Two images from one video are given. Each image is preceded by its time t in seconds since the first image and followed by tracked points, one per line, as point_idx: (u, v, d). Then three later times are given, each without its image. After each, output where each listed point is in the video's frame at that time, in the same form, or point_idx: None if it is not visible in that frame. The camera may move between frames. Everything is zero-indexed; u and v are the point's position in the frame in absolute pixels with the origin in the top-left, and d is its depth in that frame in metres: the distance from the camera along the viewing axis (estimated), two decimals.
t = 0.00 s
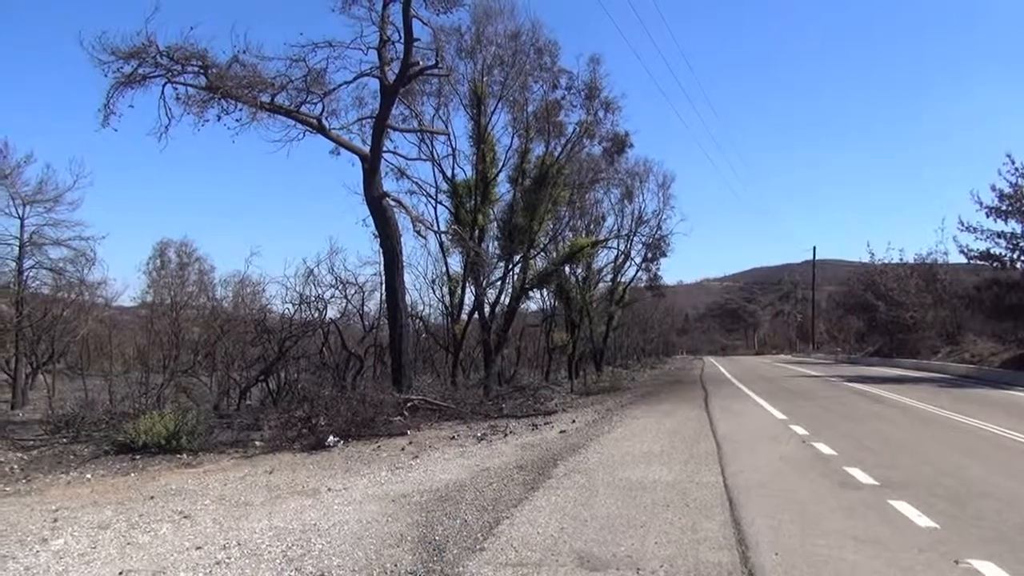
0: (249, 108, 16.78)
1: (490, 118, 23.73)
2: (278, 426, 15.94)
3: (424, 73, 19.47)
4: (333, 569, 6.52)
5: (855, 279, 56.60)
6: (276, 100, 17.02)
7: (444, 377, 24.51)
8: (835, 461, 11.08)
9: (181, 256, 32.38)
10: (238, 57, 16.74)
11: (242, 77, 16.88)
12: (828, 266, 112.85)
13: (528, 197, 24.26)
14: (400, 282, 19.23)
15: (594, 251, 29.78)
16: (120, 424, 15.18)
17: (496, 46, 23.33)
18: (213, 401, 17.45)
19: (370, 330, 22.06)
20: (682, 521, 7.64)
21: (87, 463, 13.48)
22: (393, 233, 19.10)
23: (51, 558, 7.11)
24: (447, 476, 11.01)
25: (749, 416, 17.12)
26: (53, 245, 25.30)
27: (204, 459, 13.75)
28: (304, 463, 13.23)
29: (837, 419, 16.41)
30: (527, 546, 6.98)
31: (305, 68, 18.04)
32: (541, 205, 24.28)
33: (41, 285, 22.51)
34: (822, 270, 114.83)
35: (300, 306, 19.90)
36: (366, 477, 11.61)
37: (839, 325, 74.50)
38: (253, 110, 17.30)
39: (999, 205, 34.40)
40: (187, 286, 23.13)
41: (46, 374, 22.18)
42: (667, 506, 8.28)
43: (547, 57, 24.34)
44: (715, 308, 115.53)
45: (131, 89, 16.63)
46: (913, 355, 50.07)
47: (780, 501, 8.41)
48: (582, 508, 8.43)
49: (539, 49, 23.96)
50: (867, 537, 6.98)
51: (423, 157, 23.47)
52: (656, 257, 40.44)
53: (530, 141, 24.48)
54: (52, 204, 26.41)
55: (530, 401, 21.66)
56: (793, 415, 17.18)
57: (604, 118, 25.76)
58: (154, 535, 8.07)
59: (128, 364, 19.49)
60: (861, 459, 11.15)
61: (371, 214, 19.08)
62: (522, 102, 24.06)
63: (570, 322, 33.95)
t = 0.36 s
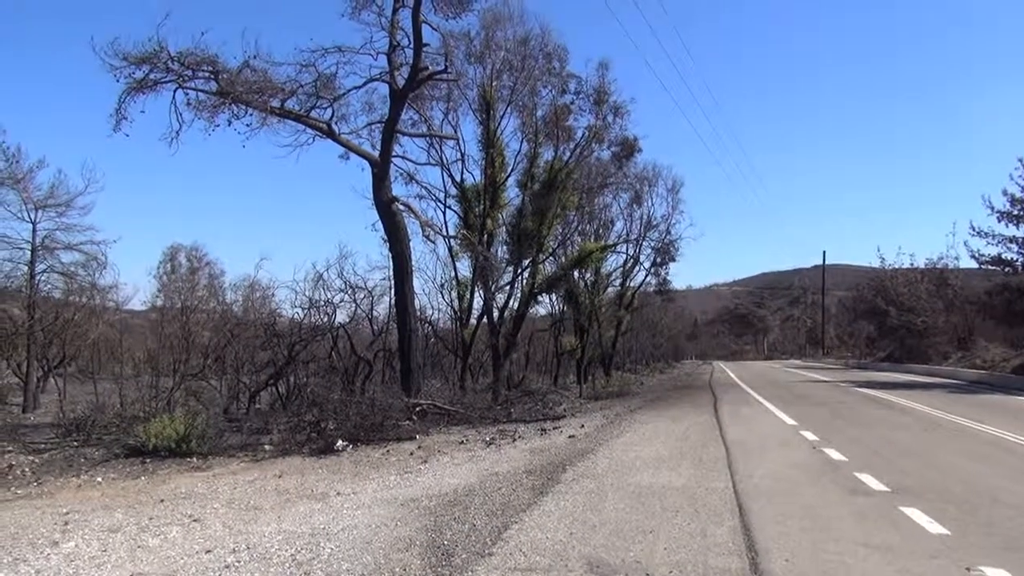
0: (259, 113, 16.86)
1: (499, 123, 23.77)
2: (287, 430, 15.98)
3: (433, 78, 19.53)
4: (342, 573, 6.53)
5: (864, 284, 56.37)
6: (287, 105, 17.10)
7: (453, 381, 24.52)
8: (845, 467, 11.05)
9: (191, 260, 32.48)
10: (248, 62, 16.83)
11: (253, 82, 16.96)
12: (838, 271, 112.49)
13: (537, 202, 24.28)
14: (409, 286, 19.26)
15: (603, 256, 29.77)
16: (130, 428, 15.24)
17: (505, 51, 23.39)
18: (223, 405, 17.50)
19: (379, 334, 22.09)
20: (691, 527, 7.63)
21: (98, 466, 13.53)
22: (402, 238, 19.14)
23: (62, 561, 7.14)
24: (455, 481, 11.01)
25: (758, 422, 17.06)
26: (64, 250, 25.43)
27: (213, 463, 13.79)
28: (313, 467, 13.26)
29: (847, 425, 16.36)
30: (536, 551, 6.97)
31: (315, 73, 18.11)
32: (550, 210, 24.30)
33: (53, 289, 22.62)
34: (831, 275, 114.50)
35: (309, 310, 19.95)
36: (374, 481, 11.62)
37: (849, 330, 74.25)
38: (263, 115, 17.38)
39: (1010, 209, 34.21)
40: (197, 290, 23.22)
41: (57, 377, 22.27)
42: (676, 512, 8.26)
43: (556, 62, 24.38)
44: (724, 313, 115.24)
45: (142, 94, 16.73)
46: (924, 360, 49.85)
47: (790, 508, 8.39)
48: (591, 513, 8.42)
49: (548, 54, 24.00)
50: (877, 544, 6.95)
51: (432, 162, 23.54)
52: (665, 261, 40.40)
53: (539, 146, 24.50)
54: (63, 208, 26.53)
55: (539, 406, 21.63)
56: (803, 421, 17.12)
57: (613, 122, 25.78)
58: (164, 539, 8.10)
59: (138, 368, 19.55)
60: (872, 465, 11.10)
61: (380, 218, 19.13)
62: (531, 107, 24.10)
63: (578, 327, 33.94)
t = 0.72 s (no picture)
0: (269, 117, 16.92)
1: (508, 127, 23.79)
2: (296, 433, 16.02)
3: (442, 83, 19.56)
4: None
5: (875, 290, 56.10)
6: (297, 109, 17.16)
7: (461, 385, 24.52)
8: (855, 473, 11.00)
9: (201, 263, 32.60)
10: (259, 66, 16.89)
11: (263, 86, 17.02)
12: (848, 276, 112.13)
13: (545, 206, 24.28)
14: (417, 289, 19.29)
15: (612, 260, 29.74)
16: (140, 430, 15.30)
17: (514, 55, 23.41)
18: (232, 408, 17.55)
19: (388, 338, 22.12)
20: (699, 531, 7.62)
21: (108, 468, 13.58)
22: (411, 241, 19.17)
23: (72, 562, 7.17)
24: (463, 485, 11.00)
25: (767, 427, 17.01)
26: (75, 253, 25.57)
27: (222, 465, 13.84)
28: (321, 470, 13.29)
29: (857, 430, 16.30)
30: (544, 555, 6.97)
31: (324, 77, 18.16)
32: (559, 213, 24.29)
33: (64, 292, 22.75)
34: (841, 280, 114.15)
35: (318, 313, 19.99)
36: (383, 484, 11.63)
37: (859, 335, 73.92)
38: (273, 119, 17.45)
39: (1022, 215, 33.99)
40: (207, 293, 23.30)
41: (68, 380, 22.37)
42: (685, 516, 8.25)
43: (565, 66, 24.39)
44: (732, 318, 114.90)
45: (153, 98, 16.82)
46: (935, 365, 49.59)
47: (799, 513, 8.36)
48: (599, 517, 8.41)
49: (557, 59, 24.01)
50: (887, 550, 6.92)
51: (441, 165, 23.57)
52: (674, 266, 40.34)
53: (548, 150, 24.50)
54: (74, 211, 26.66)
55: (547, 410, 21.63)
56: (813, 426, 17.05)
57: (622, 127, 25.76)
58: (173, 541, 8.12)
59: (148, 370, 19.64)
60: (882, 471, 11.05)
61: (389, 222, 19.16)
62: (540, 111, 24.11)
63: (587, 331, 33.91)
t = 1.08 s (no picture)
0: (278, 120, 16.97)
1: (517, 131, 23.80)
2: (304, 436, 16.06)
3: (452, 87, 19.59)
4: None
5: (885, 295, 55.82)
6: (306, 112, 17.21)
7: (468, 388, 24.49)
8: (864, 479, 10.94)
9: (211, 265, 32.71)
10: (269, 70, 16.95)
11: (273, 89, 17.08)
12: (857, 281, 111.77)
13: (554, 210, 24.29)
14: (426, 293, 19.29)
15: (620, 264, 29.71)
16: (149, 432, 15.36)
17: (524, 59, 23.43)
18: (241, 410, 17.59)
19: (396, 341, 22.13)
20: (708, 537, 7.59)
21: (117, 469, 13.61)
22: (419, 244, 19.20)
23: (81, 563, 7.19)
24: (471, 488, 11.00)
25: (776, 432, 16.94)
26: (86, 254, 25.69)
27: (230, 468, 13.86)
28: (329, 473, 13.29)
29: (867, 436, 16.22)
30: (552, 560, 6.95)
31: (334, 81, 18.22)
32: (567, 217, 24.28)
33: (74, 293, 22.85)
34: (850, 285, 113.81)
35: (327, 315, 20.02)
36: (390, 487, 11.63)
37: (868, 340, 73.68)
38: (283, 122, 17.50)
39: None
40: (216, 295, 23.38)
41: (78, 381, 22.47)
42: (693, 522, 8.23)
43: (575, 71, 24.40)
44: (741, 322, 114.56)
45: (164, 101, 16.89)
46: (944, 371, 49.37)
47: (808, 519, 8.32)
48: (608, 522, 8.39)
49: (566, 63, 24.03)
50: (897, 558, 6.89)
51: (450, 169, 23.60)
52: (683, 270, 40.30)
53: (556, 154, 24.50)
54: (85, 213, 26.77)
55: (555, 414, 21.60)
56: (822, 432, 16.97)
57: (631, 131, 25.74)
58: (181, 542, 8.15)
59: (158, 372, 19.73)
60: (892, 478, 10.99)
61: (398, 226, 19.18)
62: (549, 115, 24.12)
63: (595, 335, 33.88)
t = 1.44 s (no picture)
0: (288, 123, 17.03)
1: (527, 134, 23.80)
2: (313, 438, 16.09)
3: (461, 90, 19.61)
4: None
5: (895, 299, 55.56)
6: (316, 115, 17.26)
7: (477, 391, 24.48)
8: (875, 484, 10.89)
9: (221, 268, 32.80)
10: (279, 73, 17.02)
11: (284, 92, 17.15)
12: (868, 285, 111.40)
13: (563, 213, 24.28)
14: (435, 295, 19.31)
15: (628, 267, 29.69)
16: (159, 433, 15.42)
17: (533, 62, 23.44)
18: (250, 412, 17.63)
19: (405, 343, 22.14)
20: (718, 541, 7.57)
21: (127, 470, 13.66)
22: (429, 247, 19.21)
23: (92, 564, 7.21)
24: (480, 491, 11.00)
25: (785, 436, 16.87)
26: (98, 256, 25.80)
27: (240, 469, 13.89)
28: (338, 475, 13.31)
29: (877, 440, 16.15)
30: (561, 563, 6.94)
31: (344, 84, 18.27)
32: (576, 220, 24.28)
33: (86, 294, 22.96)
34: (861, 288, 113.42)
35: (336, 318, 20.04)
36: (399, 490, 11.64)
37: (878, 344, 73.41)
38: (293, 125, 17.56)
39: None
40: (226, 298, 23.46)
41: (89, 382, 22.56)
42: (703, 525, 8.21)
43: (584, 73, 24.40)
44: (750, 326, 114.21)
45: (175, 104, 16.96)
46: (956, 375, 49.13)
47: (819, 524, 8.29)
48: (617, 525, 8.38)
49: (576, 66, 24.04)
50: (909, 563, 6.85)
51: (459, 172, 23.63)
52: (692, 273, 40.23)
53: (566, 157, 24.50)
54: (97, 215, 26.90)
55: (563, 417, 21.57)
56: (832, 436, 16.89)
57: (640, 134, 25.72)
58: (191, 543, 8.17)
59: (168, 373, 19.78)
60: (903, 483, 10.94)
61: (408, 228, 19.20)
62: (558, 118, 24.12)
63: (604, 337, 33.85)
